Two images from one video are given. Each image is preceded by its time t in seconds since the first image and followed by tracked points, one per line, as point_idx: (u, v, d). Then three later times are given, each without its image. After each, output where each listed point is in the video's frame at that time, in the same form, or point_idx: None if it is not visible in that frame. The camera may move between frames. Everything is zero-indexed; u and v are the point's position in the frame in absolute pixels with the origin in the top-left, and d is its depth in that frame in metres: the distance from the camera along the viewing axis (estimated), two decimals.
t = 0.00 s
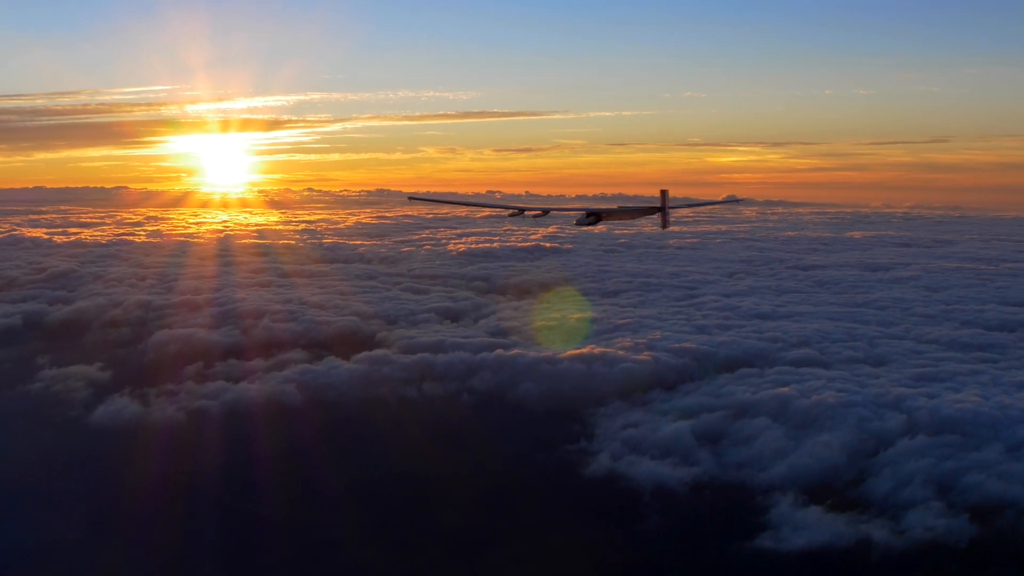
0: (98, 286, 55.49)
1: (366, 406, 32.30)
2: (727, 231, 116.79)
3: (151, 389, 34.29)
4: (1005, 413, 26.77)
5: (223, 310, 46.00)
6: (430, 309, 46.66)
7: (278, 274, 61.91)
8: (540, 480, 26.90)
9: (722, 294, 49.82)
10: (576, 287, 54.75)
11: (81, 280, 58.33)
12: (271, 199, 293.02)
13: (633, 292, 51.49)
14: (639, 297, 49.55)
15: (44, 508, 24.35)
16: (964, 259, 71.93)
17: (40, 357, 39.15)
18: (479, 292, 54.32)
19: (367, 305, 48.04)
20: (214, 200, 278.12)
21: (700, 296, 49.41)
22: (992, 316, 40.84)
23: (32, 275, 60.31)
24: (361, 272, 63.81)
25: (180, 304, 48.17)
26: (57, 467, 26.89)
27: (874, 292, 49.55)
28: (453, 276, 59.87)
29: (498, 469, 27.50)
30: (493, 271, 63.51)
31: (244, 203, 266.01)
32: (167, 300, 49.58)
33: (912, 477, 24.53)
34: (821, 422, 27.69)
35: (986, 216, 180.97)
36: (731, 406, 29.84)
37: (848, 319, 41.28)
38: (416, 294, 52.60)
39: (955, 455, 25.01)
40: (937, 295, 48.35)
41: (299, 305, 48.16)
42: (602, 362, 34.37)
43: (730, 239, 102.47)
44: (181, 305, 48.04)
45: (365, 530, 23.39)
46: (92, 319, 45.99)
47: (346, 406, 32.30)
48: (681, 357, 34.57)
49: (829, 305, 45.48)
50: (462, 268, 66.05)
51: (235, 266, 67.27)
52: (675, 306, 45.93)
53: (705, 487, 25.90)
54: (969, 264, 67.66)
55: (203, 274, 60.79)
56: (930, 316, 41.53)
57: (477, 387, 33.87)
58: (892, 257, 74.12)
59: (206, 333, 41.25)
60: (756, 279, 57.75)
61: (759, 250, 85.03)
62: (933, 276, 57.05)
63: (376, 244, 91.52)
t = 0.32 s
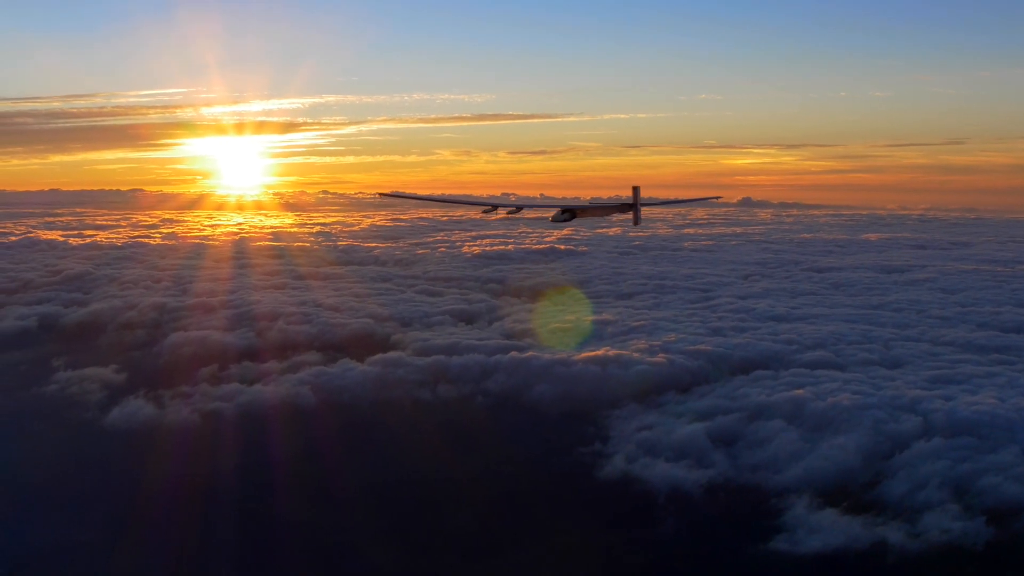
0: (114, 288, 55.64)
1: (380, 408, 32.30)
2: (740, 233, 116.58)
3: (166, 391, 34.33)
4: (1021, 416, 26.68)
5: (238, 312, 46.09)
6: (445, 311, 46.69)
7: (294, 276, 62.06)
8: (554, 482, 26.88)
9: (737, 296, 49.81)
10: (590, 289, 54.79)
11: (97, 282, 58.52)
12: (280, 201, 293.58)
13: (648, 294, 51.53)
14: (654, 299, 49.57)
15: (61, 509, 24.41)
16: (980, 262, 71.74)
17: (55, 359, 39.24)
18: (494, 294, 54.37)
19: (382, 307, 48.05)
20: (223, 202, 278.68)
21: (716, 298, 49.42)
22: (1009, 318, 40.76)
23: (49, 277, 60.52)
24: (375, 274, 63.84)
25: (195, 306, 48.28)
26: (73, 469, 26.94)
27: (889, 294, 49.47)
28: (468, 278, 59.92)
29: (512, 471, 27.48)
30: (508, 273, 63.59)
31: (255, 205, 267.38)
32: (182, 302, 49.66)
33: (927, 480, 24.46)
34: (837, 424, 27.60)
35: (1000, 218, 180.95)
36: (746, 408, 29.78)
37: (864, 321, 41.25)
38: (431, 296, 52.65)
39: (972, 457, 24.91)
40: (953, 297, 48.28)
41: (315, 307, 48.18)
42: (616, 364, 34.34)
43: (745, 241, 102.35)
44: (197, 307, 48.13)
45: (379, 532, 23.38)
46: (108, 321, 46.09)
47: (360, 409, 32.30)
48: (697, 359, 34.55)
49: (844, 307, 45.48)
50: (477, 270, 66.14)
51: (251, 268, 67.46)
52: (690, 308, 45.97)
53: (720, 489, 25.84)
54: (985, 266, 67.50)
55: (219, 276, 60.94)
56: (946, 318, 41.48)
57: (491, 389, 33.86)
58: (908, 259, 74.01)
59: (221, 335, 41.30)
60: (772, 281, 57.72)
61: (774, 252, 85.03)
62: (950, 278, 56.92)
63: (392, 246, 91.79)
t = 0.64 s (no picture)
0: (131, 290, 55.72)
1: (395, 411, 32.28)
2: (756, 236, 116.32)
3: (182, 393, 34.33)
4: None
5: (255, 315, 46.09)
6: (461, 313, 46.65)
7: (310, 278, 62.09)
8: (570, 484, 26.83)
9: (754, 298, 49.72)
10: (607, 291, 54.73)
11: (114, 284, 58.63)
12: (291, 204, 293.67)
13: (664, 296, 51.46)
14: (670, 301, 49.50)
15: (80, 511, 24.43)
16: (998, 264, 71.41)
17: (72, 362, 39.28)
18: (510, 296, 54.30)
19: (398, 309, 48.05)
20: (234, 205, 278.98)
21: (733, 300, 49.35)
22: None
23: (67, 279, 60.66)
24: (392, 276, 63.82)
25: (212, 308, 48.28)
26: (90, 471, 26.97)
27: (907, 297, 49.32)
28: (484, 281, 59.86)
29: (528, 474, 27.41)
30: (524, 275, 63.58)
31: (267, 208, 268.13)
32: (198, 305, 49.65)
33: (946, 483, 24.34)
34: (854, 427, 27.51)
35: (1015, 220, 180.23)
36: (763, 411, 29.71)
37: (881, 323, 41.12)
38: (447, 298, 52.58)
39: (990, 460, 24.74)
40: (971, 299, 48.10)
41: (331, 309, 48.17)
42: (633, 367, 34.28)
43: (762, 243, 102.13)
44: (214, 309, 48.12)
45: (395, 535, 23.34)
46: (125, 323, 46.09)
47: (376, 411, 32.28)
48: (714, 362, 34.47)
49: (862, 309, 45.34)
50: (493, 272, 66.09)
51: (267, 270, 67.51)
52: (707, 311, 45.88)
53: (736, 492, 25.75)
54: (1004, 268, 67.20)
55: (236, 278, 60.96)
56: (963, 320, 41.34)
57: (508, 391, 33.83)
58: (925, 261, 73.76)
59: (237, 337, 41.31)
60: (789, 283, 57.61)
61: (791, 255, 84.81)
62: (968, 281, 56.67)
63: (408, 248, 91.92)
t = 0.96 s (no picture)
0: (149, 292, 55.85)
1: (412, 413, 32.25)
2: (775, 238, 116.07)
3: (200, 395, 34.34)
4: None
5: (274, 317, 46.14)
6: (480, 316, 46.66)
7: (329, 280, 62.21)
8: (588, 487, 26.74)
9: (773, 301, 49.64)
10: (626, 294, 54.70)
11: (134, 286, 58.79)
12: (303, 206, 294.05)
13: (683, 299, 51.42)
14: (689, 304, 49.47)
15: (99, 513, 24.43)
16: (1018, 267, 71.15)
17: (91, 364, 39.35)
18: (528, 299, 54.30)
19: (416, 312, 48.08)
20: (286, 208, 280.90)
21: (751, 302, 49.30)
22: None
23: (86, 281, 60.80)
24: (410, 278, 63.83)
25: (231, 310, 48.34)
26: (108, 473, 26.99)
27: (926, 299, 49.23)
28: (503, 283, 59.88)
29: (546, 477, 27.32)
30: (542, 278, 63.64)
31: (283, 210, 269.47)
32: (217, 307, 49.70)
33: (965, 486, 24.20)
34: (873, 430, 27.40)
35: None
36: (782, 413, 29.65)
37: (900, 326, 41.02)
38: (465, 301, 52.58)
39: (1011, 463, 24.58)
40: (991, 301, 47.92)
41: (350, 311, 48.23)
42: (651, 369, 34.25)
43: (782, 245, 101.97)
44: (232, 312, 48.16)
45: (413, 538, 23.27)
46: (144, 325, 46.18)
47: (393, 414, 32.23)
48: (733, 365, 34.43)
49: (882, 312, 45.22)
50: (511, 275, 66.14)
51: (286, 273, 67.69)
52: (725, 313, 45.84)
53: (755, 495, 25.63)
54: None
55: (255, 281, 61.10)
56: (983, 323, 41.19)
57: (526, 394, 33.81)
58: (944, 264, 73.46)
59: (255, 340, 41.36)
60: (808, 285, 57.49)
61: (810, 257, 84.70)
62: (988, 283, 56.44)
63: (426, 251, 92.18)
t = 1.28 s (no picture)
0: (170, 295, 55.96)
1: (432, 415, 32.23)
2: (795, 240, 115.52)
3: (219, 398, 34.39)
4: None
5: (294, 319, 46.24)
6: (499, 318, 46.67)
7: (348, 283, 62.37)
8: (608, 490, 26.69)
9: (793, 303, 49.56)
10: (645, 296, 54.66)
11: (153, 288, 58.97)
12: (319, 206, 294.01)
13: (703, 301, 51.35)
14: (708, 306, 49.45)
15: (119, 515, 24.44)
16: None
17: (111, 366, 39.46)
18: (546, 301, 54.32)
19: (435, 314, 48.09)
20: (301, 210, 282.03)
21: (770, 305, 49.24)
22: None
23: (106, 284, 60.99)
24: (430, 281, 63.83)
25: (250, 313, 48.39)
26: (129, 476, 27.03)
27: (947, 301, 49.05)
28: (520, 286, 59.90)
29: (565, 480, 27.25)
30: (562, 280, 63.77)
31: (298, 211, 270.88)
32: (237, 309, 49.79)
33: (986, 490, 24.04)
34: (894, 433, 27.26)
35: None
36: (803, 416, 29.56)
37: (920, 328, 40.90)
38: (484, 303, 52.60)
39: None
40: (1013, 304, 47.71)
41: (369, 313, 48.32)
42: (671, 372, 34.21)
43: (801, 247, 101.61)
44: (252, 314, 48.24)
45: (432, 541, 23.22)
46: (164, 327, 46.28)
47: (411, 416, 32.23)
48: (753, 367, 34.38)
49: (902, 314, 45.10)
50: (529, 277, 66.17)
51: (305, 275, 67.87)
52: (745, 315, 45.81)
53: (776, 498, 25.51)
54: None
55: (274, 283, 61.24)
56: (1005, 325, 41.02)
57: (545, 397, 33.78)
58: (964, 266, 73.12)
59: (274, 342, 41.44)
60: (828, 288, 57.34)
61: (830, 259, 84.46)
62: (1010, 286, 56.14)
63: (445, 253, 92.30)
